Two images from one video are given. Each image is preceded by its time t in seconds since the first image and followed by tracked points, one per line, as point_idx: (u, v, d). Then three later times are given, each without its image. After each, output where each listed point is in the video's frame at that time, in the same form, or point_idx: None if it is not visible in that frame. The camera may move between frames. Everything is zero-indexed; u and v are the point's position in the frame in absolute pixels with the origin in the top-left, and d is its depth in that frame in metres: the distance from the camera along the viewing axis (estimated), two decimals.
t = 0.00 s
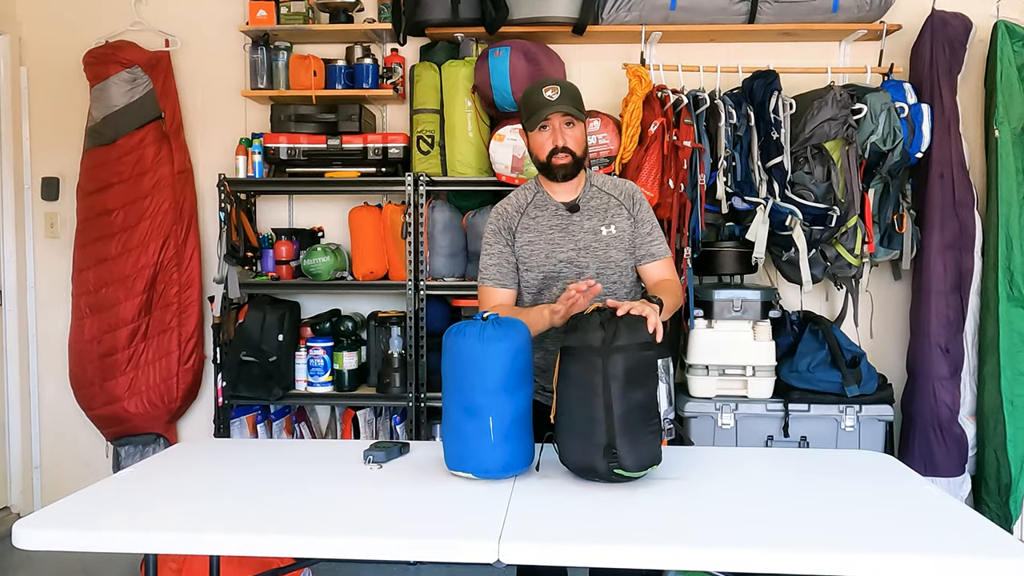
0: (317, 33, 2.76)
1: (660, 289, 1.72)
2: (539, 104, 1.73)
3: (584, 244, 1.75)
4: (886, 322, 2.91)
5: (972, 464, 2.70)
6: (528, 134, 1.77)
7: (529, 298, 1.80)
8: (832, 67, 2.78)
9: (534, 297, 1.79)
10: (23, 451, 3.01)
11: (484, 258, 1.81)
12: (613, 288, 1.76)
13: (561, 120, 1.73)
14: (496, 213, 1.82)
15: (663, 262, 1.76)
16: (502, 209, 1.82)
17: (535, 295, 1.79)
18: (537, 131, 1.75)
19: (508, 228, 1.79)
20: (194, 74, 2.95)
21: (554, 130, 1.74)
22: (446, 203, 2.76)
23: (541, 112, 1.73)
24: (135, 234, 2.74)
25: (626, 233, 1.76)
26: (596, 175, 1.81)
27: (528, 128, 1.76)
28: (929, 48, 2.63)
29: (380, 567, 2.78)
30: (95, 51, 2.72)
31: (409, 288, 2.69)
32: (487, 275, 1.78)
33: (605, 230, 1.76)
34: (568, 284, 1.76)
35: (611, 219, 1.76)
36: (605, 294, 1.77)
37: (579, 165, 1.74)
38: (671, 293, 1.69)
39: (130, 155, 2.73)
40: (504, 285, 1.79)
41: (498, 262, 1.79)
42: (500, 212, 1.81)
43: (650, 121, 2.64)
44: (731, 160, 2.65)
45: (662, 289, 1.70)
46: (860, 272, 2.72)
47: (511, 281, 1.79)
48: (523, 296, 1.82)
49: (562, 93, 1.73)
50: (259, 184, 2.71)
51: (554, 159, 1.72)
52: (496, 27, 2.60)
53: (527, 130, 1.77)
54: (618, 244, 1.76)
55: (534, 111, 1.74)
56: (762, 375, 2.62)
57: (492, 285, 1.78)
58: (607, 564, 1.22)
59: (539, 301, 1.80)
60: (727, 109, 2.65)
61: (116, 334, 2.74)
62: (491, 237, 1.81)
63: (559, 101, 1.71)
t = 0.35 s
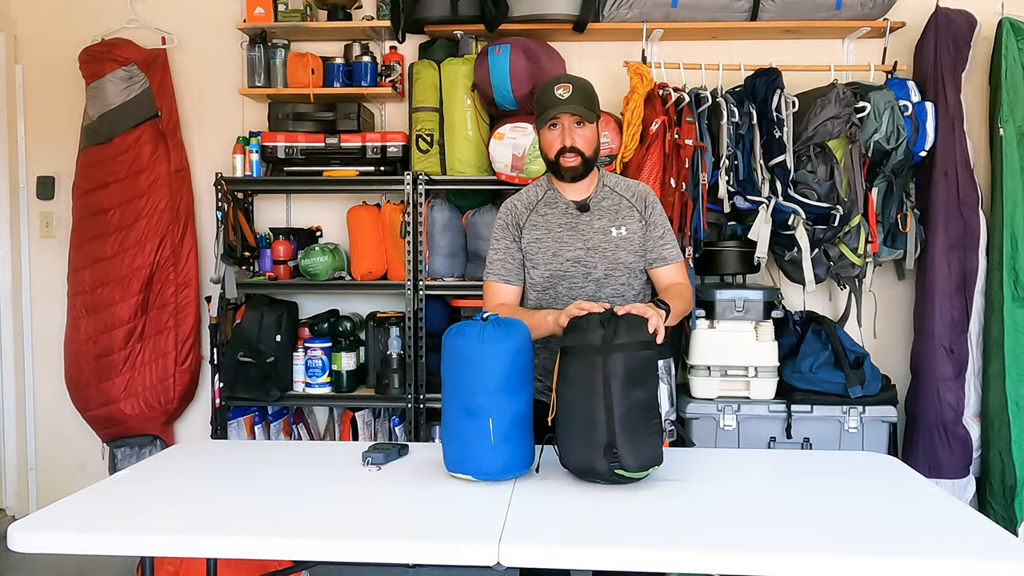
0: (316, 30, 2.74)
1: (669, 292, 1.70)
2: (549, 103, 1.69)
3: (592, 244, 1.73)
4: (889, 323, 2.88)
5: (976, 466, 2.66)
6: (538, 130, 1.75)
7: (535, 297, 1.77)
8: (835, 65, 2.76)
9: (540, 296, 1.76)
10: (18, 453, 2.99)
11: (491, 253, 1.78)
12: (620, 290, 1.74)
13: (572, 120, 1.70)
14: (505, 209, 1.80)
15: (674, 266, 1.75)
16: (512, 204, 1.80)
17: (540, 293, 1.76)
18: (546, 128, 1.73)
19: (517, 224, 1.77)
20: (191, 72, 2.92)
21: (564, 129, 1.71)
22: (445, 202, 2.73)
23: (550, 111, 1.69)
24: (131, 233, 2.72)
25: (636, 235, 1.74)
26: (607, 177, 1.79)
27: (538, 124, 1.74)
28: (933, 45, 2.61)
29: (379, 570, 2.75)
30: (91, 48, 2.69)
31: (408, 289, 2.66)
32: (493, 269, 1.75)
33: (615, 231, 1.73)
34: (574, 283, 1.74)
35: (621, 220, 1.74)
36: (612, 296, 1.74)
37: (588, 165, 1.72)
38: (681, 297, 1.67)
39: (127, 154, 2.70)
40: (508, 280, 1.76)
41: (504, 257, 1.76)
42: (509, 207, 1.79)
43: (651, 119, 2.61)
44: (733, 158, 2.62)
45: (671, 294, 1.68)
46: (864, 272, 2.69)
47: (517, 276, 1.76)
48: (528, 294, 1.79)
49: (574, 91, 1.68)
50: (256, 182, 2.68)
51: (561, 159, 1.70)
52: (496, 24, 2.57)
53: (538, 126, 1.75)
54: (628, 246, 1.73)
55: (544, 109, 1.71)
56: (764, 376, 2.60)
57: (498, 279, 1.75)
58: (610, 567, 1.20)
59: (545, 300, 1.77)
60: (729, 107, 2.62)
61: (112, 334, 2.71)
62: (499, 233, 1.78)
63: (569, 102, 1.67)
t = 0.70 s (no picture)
0: (314, 28, 2.71)
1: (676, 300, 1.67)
2: (559, 112, 1.62)
3: (593, 247, 1.70)
4: (893, 324, 2.86)
5: (981, 467, 2.63)
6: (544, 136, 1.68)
7: (534, 298, 1.76)
8: (839, 63, 2.73)
9: (540, 297, 1.74)
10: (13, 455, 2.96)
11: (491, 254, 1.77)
12: (620, 294, 1.71)
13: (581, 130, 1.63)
14: (507, 209, 1.79)
15: (680, 270, 1.71)
16: (513, 204, 1.79)
17: (540, 295, 1.75)
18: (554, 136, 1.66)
19: (517, 224, 1.76)
20: (187, 70, 2.90)
21: (573, 139, 1.64)
22: (444, 201, 2.71)
23: (560, 121, 1.62)
24: (128, 233, 2.69)
25: (638, 238, 1.71)
26: (612, 178, 1.76)
27: (545, 130, 1.66)
28: (938, 43, 2.58)
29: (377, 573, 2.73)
30: (87, 46, 2.67)
31: (406, 288, 2.64)
32: (491, 269, 1.77)
33: (617, 234, 1.70)
34: (573, 285, 1.72)
35: (623, 222, 1.71)
36: (612, 300, 1.71)
37: (595, 173, 1.68)
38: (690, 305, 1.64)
39: (123, 153, 2.68)
40: (503, 281, 1.78)
41: (502, 257, 1.77)
42: (510, 206, 1.78)
43: (653, 118, 2.59)
44: (735, 157, 2.59)
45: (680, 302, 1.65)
46: (867, 272, 2.66)
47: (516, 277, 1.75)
48: (527, 294, 1.78)
49: (585, 102, 1.61)
50: (255, 181, 2.66)
51: (569, 169, 1.66)
52: (496, 22, 2.54)
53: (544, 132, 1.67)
54: (630, 249, 1.70)
55: (553, 118, 1.63)
56: (766, 377, 2.58)
57: (493, 280, 1.78)
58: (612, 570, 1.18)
59: (544, 302, 1.75)
60: (731, 106, 2.59)
61: (108, 334, 2.69)
62: (500, 232, 1.77)
63: (580, 114, 1.60)
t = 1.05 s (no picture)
0: (312, 25, 2.69)
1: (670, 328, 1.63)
2: (570, 119, 1.59)
3: (590, 254, 1.69)
4: (896, 324, 2.83)
5: (985, 469, 2.61)
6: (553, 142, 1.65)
7: (531, 299, 1.78)
8: (842, 61, 2.71)
9: (536, 298, 1.76)
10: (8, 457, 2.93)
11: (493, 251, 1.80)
12: (613, 303, 1.70)
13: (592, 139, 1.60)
14: (511, 207, 1.78)
15: (676, 284, 1.65)
16: (517, 203, 1.78)
17: (536, 296, 1.76)
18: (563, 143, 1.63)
19: (519, 223, 1.76)
20: (184, 68, 2.87)
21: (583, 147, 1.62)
22: (443, 200, 2.68)
23: (570, 128, 1.59)
24: (124, 232, 2.67)
25: (636, 248, 1.67)
26: (619, 183, 1.72)
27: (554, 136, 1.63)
28: (942, 41, 2.56)
29: None
30: (82, 44, 2.64)
31: (405, 289, 2.61)
32: (493, 265, 1.81)
33: (615, 242, 1.68)
34: (568, 290, 1.71)
35: (623, 231, 1.68)
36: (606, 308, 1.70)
37: (602, 181, 1.66)
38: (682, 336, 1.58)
39: (120, 151, 2.65)
40: (504, 277, 1.81)
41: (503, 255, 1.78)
42: (514, 204, 1.77)
43: (654, 116, 2.56)
44: (738, 156, 2.58)
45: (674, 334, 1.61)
46: (870, 272, 2.65)
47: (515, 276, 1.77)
48: (528, 292, 1.80)
49: (597, 110, 1.58)
50: (252, 180, 2.63)
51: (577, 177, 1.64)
52: (496, 20, 2.52)
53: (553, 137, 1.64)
54: (626, 258, 1.67)
55: (563, 124, 1.60)
56: (769, 378, 2.55)
57: (495, 275, 1.82)
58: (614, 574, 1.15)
59: (540, 303, 1.76)
60: (733, 104, 2.57)
61: (104, 335, 2.66)
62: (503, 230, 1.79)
63: (592, 123, 1.57)
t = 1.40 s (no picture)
0: (310, 23, 2.66)
1: (678, 326, 1.63)
2: (572, 122, 1.56)
3: (597, 258, 1.67)
4: (900, 325, 2.81)
5: (990, 471, 2.58)
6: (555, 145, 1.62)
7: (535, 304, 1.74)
8: (845, 58, 2.68)
9: (541, 303, 1.73)
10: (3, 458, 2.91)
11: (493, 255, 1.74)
12: (620, 307, 1.68)
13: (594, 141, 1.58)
14: (513, 210, 1.74)
15: (684, 285, 1.64)
16: (519, 205, 1.73)
17: (541, 301, 1.73)
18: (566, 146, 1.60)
19: (521, 227, 1.71)
20: (181, 65, 2.85)
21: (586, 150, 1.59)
22: (443, 199, 2.66)
23: (572, 132, 1.57)
24: (120, 231, 2.64)
25: (643, 252, 1.66)
26: (623, 184, 1.69)
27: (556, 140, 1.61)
28: (946, 40, 2.54)
29: None
30: (78, 41, 2.62)
31: (405, 289, 2.59)
32: (497, 271, 1.72)
33: (621, 246, 1.66)
34: (574, 295, 1.69)
35: (629, 234, 1.66)
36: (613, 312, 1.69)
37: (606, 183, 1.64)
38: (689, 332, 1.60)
39: (116, 150, 2.62)
40: (509, 283, 1.73)
41: (505, 259, 1.72)
42: (517, 206, 1.72)
43: (656, 115, 2.53)
44: (740, 155, 2.55)
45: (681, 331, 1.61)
46: (874, 271, 2.62)
47: (519, 281, 1.73)
48: (531, 297, 1.76)
49: (599, 112, 1.55)
50: (250, 178, 2.61)
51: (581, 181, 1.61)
52: (496, 16, 2.50)
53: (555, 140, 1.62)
54: (633, 262, 1.66)
55: (565, 127, 1.58)
56: (771, 378, 2.53)
57: (500, 281, 1.72)
58: None
59: (545, 308, 1.73)
60: (736, 102, 2.54)
61: (100, 336, 2.64)
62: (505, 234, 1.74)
63: (594, 126, 1.55)
